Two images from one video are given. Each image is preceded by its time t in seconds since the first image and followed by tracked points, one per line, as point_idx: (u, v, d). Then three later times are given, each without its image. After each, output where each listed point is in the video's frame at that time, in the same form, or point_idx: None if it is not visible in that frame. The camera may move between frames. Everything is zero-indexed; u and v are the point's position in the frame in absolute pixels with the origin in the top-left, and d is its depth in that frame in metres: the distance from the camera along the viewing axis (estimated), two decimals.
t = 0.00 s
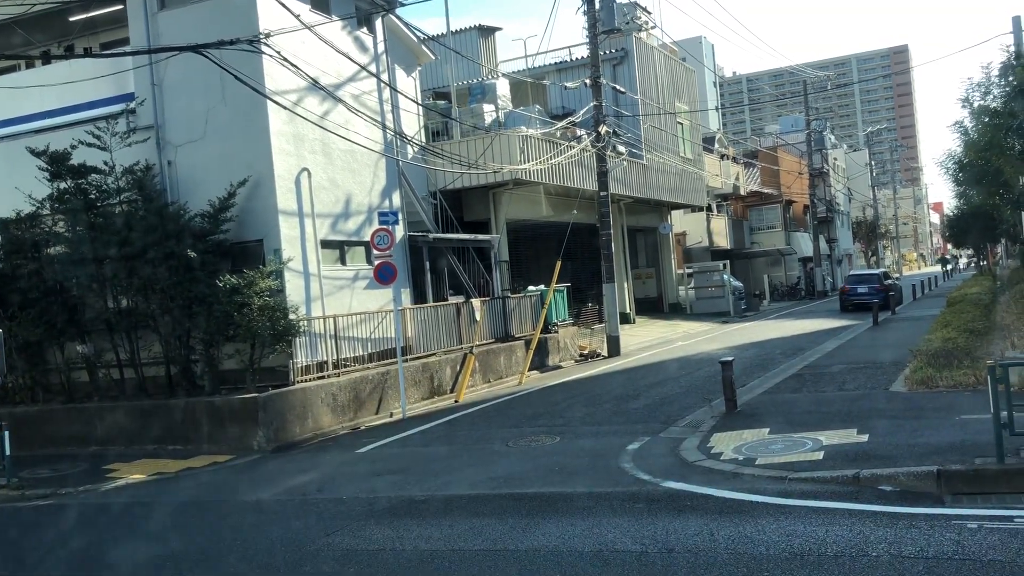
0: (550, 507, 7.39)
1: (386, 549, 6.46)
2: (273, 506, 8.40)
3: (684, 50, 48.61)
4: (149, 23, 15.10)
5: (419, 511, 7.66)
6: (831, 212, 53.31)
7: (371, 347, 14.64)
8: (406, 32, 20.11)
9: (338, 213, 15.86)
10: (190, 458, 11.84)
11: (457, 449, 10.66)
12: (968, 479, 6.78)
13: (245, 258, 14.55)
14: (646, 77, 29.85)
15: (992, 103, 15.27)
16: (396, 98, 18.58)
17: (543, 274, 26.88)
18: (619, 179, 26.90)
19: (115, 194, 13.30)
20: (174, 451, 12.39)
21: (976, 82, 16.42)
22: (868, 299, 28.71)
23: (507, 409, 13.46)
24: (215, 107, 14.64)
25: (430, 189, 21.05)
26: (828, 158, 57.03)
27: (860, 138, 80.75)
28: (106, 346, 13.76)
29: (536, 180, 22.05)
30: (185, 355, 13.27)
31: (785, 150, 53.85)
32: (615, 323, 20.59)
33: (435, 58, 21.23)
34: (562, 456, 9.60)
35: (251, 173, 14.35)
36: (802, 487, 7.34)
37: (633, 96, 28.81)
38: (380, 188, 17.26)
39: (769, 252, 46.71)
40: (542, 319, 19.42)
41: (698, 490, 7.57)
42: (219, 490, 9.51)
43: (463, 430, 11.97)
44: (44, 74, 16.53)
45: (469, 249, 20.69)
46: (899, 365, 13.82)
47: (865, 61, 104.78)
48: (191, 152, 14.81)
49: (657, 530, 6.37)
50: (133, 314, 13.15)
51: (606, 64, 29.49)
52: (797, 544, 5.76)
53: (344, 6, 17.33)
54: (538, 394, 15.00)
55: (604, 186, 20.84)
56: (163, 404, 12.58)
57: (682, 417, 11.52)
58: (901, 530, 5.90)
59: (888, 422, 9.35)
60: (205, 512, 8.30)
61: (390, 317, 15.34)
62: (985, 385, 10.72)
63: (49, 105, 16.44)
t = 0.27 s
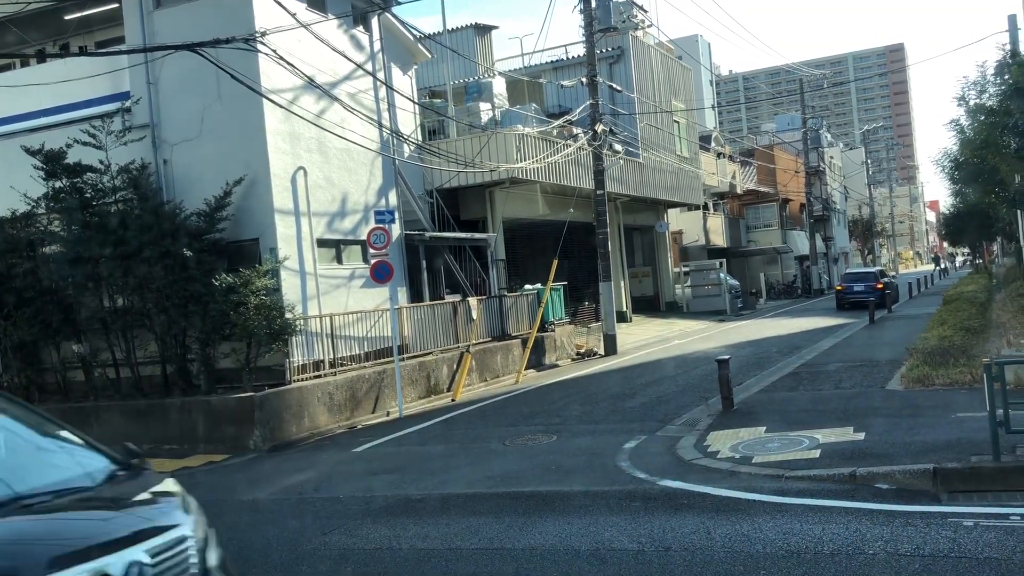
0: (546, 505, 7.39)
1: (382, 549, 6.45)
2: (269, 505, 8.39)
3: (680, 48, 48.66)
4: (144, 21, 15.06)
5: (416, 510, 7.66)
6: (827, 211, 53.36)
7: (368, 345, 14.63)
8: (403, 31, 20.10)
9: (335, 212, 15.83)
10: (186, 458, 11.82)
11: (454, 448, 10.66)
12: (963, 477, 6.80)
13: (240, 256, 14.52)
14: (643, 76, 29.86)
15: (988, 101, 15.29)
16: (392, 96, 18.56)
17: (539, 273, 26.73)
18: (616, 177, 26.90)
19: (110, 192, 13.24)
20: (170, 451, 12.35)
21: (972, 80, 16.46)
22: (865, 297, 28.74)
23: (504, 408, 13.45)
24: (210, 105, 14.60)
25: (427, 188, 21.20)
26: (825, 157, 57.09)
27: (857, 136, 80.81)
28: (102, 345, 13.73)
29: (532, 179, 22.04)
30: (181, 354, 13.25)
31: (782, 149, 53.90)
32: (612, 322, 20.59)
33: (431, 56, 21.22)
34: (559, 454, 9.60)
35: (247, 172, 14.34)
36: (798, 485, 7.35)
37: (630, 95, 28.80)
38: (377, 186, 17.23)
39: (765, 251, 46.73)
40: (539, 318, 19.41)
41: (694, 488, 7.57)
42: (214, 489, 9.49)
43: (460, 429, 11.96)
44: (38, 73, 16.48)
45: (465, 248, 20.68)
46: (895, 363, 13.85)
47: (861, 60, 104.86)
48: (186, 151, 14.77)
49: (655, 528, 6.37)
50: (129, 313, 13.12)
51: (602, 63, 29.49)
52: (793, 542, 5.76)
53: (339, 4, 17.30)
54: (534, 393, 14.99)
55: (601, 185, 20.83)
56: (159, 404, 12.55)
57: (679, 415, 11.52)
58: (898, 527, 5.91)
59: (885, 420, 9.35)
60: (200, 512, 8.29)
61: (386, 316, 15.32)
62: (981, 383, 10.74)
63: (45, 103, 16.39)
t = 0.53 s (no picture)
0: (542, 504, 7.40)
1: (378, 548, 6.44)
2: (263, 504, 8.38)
3: (676, 47, 48.71)
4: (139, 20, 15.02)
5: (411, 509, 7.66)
6: (823, 210, 53.45)
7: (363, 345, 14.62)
8: (398, 29, 20.10)
9: (330, 211, 15.82)
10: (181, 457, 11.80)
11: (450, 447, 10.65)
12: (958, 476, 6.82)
13: (236, 256, 14.50)
14: (638, 75, 29.87)
15: (983, 100, 15.33)
16: (388, 95, 18.54)
17: (534, 271, 26.39)
18: (611, 176, 26.93)
19: (105, 192, 13.19)
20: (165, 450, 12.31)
21: (967, 79, 16.49)
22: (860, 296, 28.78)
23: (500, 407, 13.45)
24: (205, 104, 14.56)
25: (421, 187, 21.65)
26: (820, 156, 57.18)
27: (852, 135, 80.93)
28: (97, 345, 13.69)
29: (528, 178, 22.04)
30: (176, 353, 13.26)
31: (777, 148, 53.96)
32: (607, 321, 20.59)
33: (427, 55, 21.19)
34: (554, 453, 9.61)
35: (243, 171, 14.31)
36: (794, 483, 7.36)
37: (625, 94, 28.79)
38: (373, 185, 17.22)
39: (761, 250, 46.79)
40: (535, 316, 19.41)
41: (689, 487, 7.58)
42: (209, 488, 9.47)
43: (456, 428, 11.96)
44: (33, 71, 16.43)
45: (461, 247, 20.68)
46: (891, 362, 13.87)
47: (856, 59, 105.00)
48: (182, 150, 14.75)
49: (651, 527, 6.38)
50: (124, 312, 13.10)
51: (598, 62, 29.48)
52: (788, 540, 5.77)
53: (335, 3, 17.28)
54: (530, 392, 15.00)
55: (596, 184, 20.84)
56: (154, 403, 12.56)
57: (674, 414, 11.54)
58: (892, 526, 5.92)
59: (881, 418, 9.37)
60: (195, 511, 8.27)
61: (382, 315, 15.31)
62: (976, 382, 10.77)
63: (39, 102, 16.35)
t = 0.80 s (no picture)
0: (540, 504, 7.40)
1: (375, 548, 6.45)
2: (261, 503, 8.39)
3: (671, 46, 48.73)
4: (134, 19, 14.98)
5: (408, 509, 7.64)
6: (818, 210, 53.55)
7: (360, 344, 14.61)
8: (394, 29, 20.08)
9: (326, 211, 15.80)
10: (177, 456, 11.78)
11: (447, 446, 10.64)
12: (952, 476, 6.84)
13: (231, 256, 14.48)
14: (634, 74, 29.88)
15: (977, 100, 15.40)
16: (384, 95, 18.54)
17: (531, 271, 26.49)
18: (607, 176, 26.95)
19: (99, 191, 13.16)
20: (160, 450, 12.29)
21: (962, 79, 16.55)
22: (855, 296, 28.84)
23: (496, 407, 13.43)
24: (201, 104, 14.55)
25: (417, 186, 21.20)
26: (815, 155, 57.27)
27: (847, 135, 81.06)
28: (92, 345, 13.67)
29: (524, 178, 22.04)
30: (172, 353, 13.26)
31: (773, 148, 54.02)
32: (604, 321, 20.61)
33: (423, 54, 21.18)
34: (550, 453, 9.61)
35: (238, 171, 14.28)
36: (791, 483, 7.36)
37: (621, 93, 28.80)
38: (368, 185, 17.20)
39: (756, 249, 46.85)
40: (531, 316, 19.41)
41: (686, 486, 7.60)
42: (207, 489, 9.45)
43: (452, 428, 11.97)
44: (28, 70, 16.39)
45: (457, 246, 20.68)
46: (886, 361, 13.92)
47: (851, 59, 105.20)
48: (177, 149, 14.72)
49: (648, 527, 6.38)
50: (120, 312, 13.08)
51: (593, 61, 29.49)
52: (785, 540, 5.78)
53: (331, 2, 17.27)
54: (526, 391, 15.01)
55: (592, 184, 20.86)
56: (150, 402, 12.51)
57: (671, 413, 11.56)
58: (888, 525, 5.94)
59: (877, 418, 9.37)
60: (192, 511, 8.25)
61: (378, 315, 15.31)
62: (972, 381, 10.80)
63: (34, 102, 16.29)
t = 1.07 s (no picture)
0: (535, 505, 7.40)
1: (370, 548, 6.44)
2: (256, 504, 8.37)
3: (666, 48, 48.80)
4: (129, 19, 14.96)
5: (403, 510, 7.63)
6: (813, 211, 53.66)
7: (355, 345, 14.59)
8: (389, 29, 20.07)
9: (322, 211, 15.79)
10: (172, 457, 11.75)
11: (442, 447, 10.65)
12: (947, 477, 6.86)
13: (226, 256, 14.46)
14: (629, 76, 29.91)
15: (972, 102, 15.47)
16: (379, 95, 18.53)
17: (526, 271, 26.51)
18: (602, 177, 26.97)
19: (95, 191, 13.11)
20: (155, 450, 12.30)
21: (956, 81, 16.62)
22: (850, 297, 28.92)
23: (491, 408, 13.43)
24: (196, 104, 14.52)
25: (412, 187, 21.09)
26: (810, 157, 57.39)
27: (842, 136, 81.20)
28: (86, 344, 13.66)
29: (519, 179, 22.05)
30: (167, 354, 13.23)
31: (768, 149, 54.11)
32: (599, 322, 20.63)
33: (419, 55, 21.19)
34: (545, 454, 9.61)
35: (234, 171, 14.25)
36: (785, 484, 7.38)
37: (617, 94, 28.82)
38: (364, 185, 17.19)
39: (751, 250, 46.94)
40: (526, 317, 19.41)
41: (681, 487, 7.61)
42: (201, 489, 9.43)
43: (447, 428, 11.96)
44: (22, 70, 16.34)
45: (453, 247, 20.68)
46: (880, 362, 13.96)
47: (846, 60, 105.44)
48: (172, 149, 14.69)
49: (642, 527, 6.39)
50: (114, 312, 13.04)
51: (589, 63, 29.50)
52: (780, 541, 5.79)
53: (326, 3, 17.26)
54: (521, 392, 15.02)
55: (588, 185, 20.88)
56: (145, 402, 12.46)
57: (666, 414, 11.58)
58: (883, 526, 5.95)
59: (872, 419, 9.40)
60: (186, 512, 8.24)
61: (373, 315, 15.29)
62: (966, 383, 10.85)
63: (28, 101, 16.25)
